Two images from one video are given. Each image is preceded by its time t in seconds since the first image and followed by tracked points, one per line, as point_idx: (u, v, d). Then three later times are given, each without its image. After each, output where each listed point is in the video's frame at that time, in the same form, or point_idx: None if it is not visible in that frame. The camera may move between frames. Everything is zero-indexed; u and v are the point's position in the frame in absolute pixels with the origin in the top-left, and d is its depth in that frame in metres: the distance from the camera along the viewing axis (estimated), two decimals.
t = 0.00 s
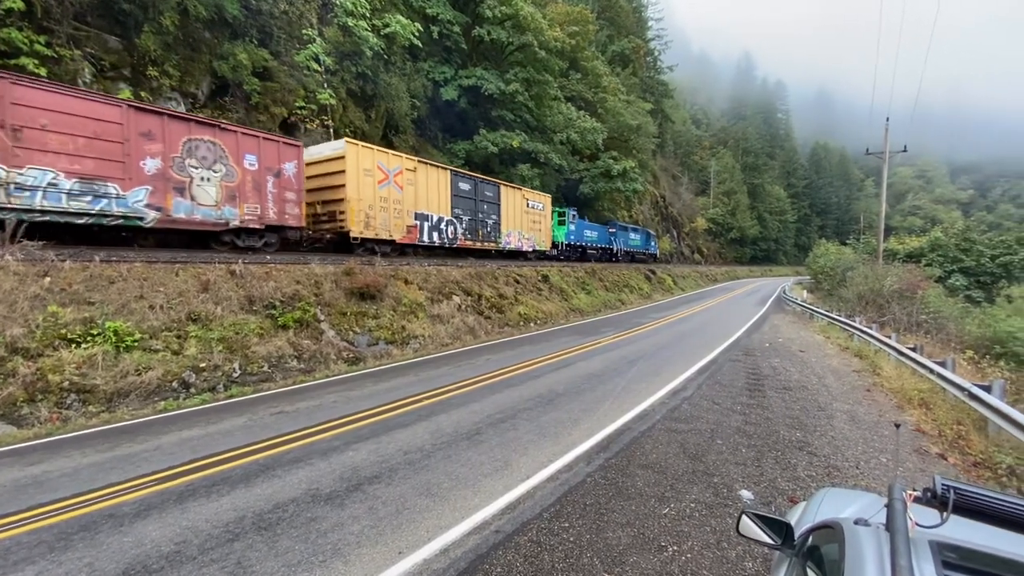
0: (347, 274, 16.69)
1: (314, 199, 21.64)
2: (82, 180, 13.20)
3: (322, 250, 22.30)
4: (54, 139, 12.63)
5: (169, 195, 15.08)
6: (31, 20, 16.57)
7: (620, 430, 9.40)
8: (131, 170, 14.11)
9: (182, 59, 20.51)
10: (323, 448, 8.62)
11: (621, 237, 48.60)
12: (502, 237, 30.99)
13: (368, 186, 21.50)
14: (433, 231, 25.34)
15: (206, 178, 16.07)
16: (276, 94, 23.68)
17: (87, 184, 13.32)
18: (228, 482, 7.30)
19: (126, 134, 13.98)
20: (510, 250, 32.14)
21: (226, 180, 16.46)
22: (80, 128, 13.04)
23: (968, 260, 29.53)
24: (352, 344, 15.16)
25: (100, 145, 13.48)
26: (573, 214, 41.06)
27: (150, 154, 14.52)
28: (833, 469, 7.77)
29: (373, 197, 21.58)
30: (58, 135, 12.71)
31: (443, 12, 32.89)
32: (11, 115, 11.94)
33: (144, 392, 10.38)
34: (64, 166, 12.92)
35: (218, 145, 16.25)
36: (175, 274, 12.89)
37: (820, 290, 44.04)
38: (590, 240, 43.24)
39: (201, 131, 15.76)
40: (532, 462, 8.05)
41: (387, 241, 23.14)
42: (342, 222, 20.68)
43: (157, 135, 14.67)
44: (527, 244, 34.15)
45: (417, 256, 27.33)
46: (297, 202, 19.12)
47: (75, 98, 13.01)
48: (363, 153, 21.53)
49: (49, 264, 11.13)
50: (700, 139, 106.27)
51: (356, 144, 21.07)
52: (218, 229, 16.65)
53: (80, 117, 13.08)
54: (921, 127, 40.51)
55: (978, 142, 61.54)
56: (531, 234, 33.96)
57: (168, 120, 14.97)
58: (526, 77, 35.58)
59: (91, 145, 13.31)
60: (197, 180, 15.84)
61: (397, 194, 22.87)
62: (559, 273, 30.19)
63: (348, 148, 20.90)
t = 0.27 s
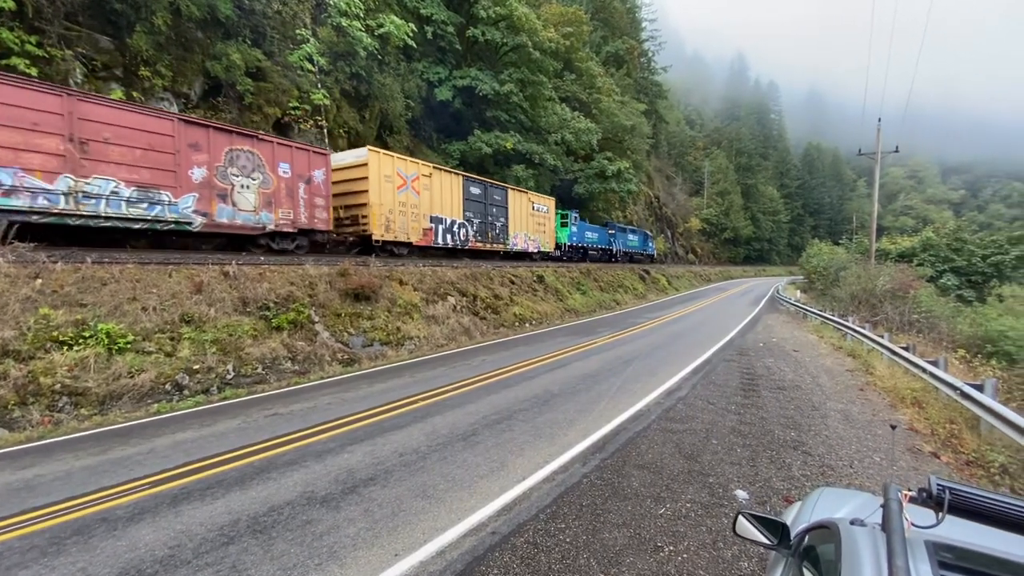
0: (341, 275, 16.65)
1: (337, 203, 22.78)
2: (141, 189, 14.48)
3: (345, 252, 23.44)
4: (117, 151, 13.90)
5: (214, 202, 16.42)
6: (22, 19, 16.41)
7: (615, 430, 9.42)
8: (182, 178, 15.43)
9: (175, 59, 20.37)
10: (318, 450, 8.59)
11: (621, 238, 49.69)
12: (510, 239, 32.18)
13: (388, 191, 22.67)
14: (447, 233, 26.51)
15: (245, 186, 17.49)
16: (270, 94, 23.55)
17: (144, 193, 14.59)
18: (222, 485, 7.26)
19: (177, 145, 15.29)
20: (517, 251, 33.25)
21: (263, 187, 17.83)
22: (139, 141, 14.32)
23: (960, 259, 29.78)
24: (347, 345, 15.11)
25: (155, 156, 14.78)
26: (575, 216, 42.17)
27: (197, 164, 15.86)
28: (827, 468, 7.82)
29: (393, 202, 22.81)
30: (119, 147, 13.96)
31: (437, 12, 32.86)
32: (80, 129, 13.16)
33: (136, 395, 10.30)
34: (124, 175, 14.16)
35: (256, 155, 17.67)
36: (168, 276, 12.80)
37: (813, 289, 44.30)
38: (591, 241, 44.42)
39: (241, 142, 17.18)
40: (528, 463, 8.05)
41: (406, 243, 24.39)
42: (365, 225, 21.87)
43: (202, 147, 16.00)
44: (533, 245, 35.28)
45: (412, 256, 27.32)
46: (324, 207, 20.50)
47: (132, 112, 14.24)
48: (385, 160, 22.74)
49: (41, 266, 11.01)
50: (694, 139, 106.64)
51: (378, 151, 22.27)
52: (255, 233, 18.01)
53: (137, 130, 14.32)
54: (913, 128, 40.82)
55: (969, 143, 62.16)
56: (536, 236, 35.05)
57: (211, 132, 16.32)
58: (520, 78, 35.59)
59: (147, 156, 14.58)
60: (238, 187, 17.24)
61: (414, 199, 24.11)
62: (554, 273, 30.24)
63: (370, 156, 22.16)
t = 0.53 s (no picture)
0: (336, 276, 16.59)
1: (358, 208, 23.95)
2: (190, 196, 15.71)
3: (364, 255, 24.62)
4: (168, 162, 15.09)
5: (252, 208, 17.66)
6: (11, 19, 16.23)
7: (611, 431, 9.44)
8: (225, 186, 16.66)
9: (167, 59, 20.21)
10: (314, 452, 8.56)
11: (620, 239, 50.74)
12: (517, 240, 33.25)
13: (406, 197, 23.82)
14: (458, 236, 27.60)
15: (279, 193, 18.70)
16: (263, 95, 23.42)
17: (192, 200, 15.81)
18: (216, 488, 7.21)
19: (220, 156, 16.52)
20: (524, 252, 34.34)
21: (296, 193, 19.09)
22: (187, 152, 15.51)
23: (950, 259, 30.08)
24: (341, 346, 15.05)
25: (201, 166, 16.00)
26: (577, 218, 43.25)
27: (238, 173, 17.09)
28: (821, 468, 7.89)
29: (411, 206, 24.02)
30: (170, 158, 15.15)
31: (432, 13, 32.82)
32: (137, 142, 14.35)
33: (129, 398, 10.22)
34: (174, 184, 15.36)
35: (289, 163, 18.90)
36: (161, 277, 12.70)
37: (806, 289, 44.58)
38: (592, 242, 45.49)
39: (276, 152, 18.40)
40: (524, 464, 8.06)
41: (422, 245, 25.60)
42: (385, 229, 23.08)
43: (242, 156, 17.24)
44: (538, 246, 36.35)
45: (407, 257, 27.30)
46: (349, 212, 21.76)
47: (181, 126, 15.45)
48: (403, 167, 23.98)
49: (31, 267, 10.88)
50: (687, 140, 107.04)
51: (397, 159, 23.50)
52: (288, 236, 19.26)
53: (185, 143, 15.52)
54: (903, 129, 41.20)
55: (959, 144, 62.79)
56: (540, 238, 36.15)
57: (250, 142, 17.55)
58: (515, 79, 35.59)
59: (194, 166, 15.80)
60: (273, 193, 18.47)
61: (429, 203, 25.27)
62: (549, 274, 30.26)
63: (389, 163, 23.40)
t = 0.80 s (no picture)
0: (329, 277, 16.51)
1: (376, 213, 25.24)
2: (231, 203, 16.94)
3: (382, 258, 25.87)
4: (212, 171, 16.31)
5: (285, 212, 18.89)
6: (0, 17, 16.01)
7: (607, 432, 9.46)
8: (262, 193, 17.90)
9: (158, 58, 20.04)
10: (309, 454, 8.53)
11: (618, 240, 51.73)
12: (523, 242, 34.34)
13: (421, 201, 25.13)
14: (468, 238, 28.84)
15: (308, 198, 19.96)
16: (256, 95, 23.29)
17: (232, 206, 17.05)
18: (210, 491, 7.17)
19: (257, 164, 17.75)
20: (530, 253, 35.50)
21: (324, 199, 20.37)
22: (229, 161, 16.72)
23: (940, 260, 30.41)
24: (335, 348, 14.99)
25: (240, 174, 17.23)
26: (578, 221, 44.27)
27: (272, 180, 18.35)
28: (815, 467, 7.95)
29: (425, 210, 25.39)
30: (213, 167, 16.37)
31: (426, 14, 32.77)
32: (185, 153, 15.57)
33: (120, 400, 10.13)
34: (217, 191, 16.59)
35: (316, 171, 20.21)
36: (152, 278, 12.59)
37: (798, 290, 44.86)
38: (593, 244, 46.52)
39: (305, 160, 19.68)
40: (520, 466, 8.06)
41: (435, 247, 26.94)
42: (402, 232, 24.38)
43: (276, 165, 18.52)
44: (542, 248, 37.47)
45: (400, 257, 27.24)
46: (370, 216, 23.08)
47: (223, 136, 16.66)
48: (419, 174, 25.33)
49: (20, 269, 10.76)
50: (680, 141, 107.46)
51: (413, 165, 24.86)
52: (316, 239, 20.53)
53: (227, 152, 16.75)
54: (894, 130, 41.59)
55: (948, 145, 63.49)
56: (543, 241, 37.33)
57: (283, 152, 18.81)
58: (509, 80, 35.59)
59: (234, 174, 17.02)
60: (303, 199, 19.73)
61: (442, 207, 26.57)
62: (543, 275, 30.28)
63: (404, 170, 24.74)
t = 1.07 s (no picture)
0: (324, 278, 16.43)
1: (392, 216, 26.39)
2: (266, 208, 18.22)
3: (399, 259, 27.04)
4: (249, 178, 17.58)
5: (314, 217, 20.15)
6: None
7: (602, 432, 9.49)
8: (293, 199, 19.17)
9: (151, 57, 19.89)
10: (303, 456, 8.50)
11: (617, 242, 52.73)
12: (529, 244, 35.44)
13: (434, 206, 26.24)
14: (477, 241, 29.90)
15: (334, 204, 21.23)
16: (249, 95, 23.17)
17: (267, 211, 18.34)
18: (204, 493, 7.12)
19: (289, 171, 19.00)
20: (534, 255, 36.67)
21: (349, 204, 21.59)
22: (264, 169, 17.97)
23: (930, 261, 30.71)
24: (330, 349, 14.92)
25: (274, 181, 18.51)
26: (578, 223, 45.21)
27: (303, 187, 19.61)
28: (809, 467, 8.01)
29: (438, 214, 26.59)
30: (250, 175, 17.65)
31: (421, 14, 32.73)
32: (226, 162, 16.85)
33: (112, 402, 10.04)
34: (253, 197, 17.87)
35: (341, 178, 21.45)
36: (145, 279, 12.50)
37: (791, 290, 45.17)
38: (593, 246, 47.47)
39: (332, 167, 20.94)
40: (516, 467, 8.06)
41: (447, 249, 28.13)
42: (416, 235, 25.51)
43: (307, 172, 19.77)
44: (545, 250, 38.55)
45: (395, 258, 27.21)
46: (390, 220, 24.31)
47: (259, 146, 17.91)
48: (432, 179, 26.49)
49: (10, 269, 10.65)
50: (674, 142, 107.95)
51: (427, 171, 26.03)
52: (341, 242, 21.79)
53: (263, 161, 18.00)
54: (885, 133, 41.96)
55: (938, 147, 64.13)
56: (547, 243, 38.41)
57: (312, 160, 20.06)
58: (504, 81, 35.60)
59: (269, 181, 18.29)
60: (330, 205, 21.01)
61: (454, 210, 27.76)
62: (538, 276, 30.30)
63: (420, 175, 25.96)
